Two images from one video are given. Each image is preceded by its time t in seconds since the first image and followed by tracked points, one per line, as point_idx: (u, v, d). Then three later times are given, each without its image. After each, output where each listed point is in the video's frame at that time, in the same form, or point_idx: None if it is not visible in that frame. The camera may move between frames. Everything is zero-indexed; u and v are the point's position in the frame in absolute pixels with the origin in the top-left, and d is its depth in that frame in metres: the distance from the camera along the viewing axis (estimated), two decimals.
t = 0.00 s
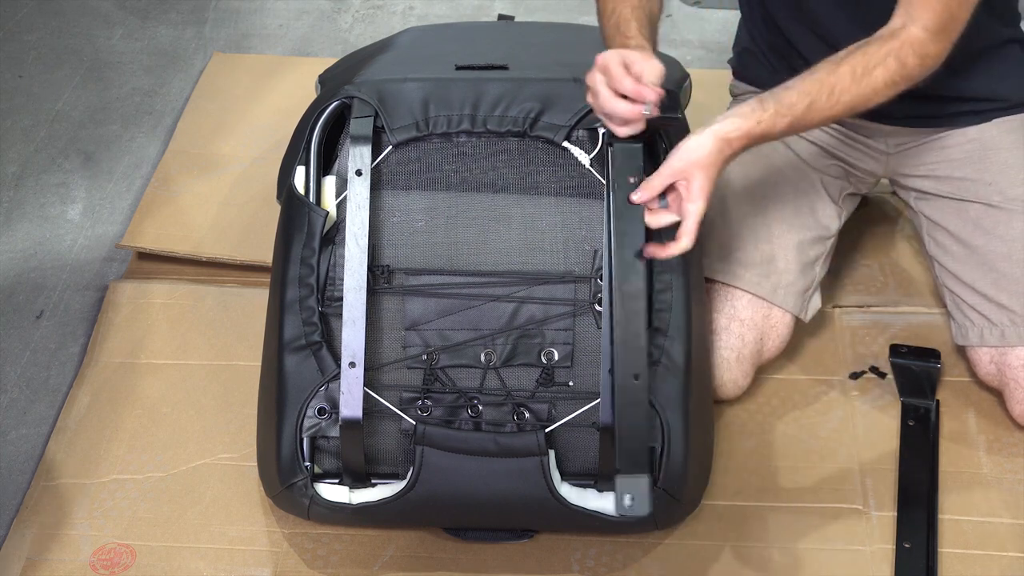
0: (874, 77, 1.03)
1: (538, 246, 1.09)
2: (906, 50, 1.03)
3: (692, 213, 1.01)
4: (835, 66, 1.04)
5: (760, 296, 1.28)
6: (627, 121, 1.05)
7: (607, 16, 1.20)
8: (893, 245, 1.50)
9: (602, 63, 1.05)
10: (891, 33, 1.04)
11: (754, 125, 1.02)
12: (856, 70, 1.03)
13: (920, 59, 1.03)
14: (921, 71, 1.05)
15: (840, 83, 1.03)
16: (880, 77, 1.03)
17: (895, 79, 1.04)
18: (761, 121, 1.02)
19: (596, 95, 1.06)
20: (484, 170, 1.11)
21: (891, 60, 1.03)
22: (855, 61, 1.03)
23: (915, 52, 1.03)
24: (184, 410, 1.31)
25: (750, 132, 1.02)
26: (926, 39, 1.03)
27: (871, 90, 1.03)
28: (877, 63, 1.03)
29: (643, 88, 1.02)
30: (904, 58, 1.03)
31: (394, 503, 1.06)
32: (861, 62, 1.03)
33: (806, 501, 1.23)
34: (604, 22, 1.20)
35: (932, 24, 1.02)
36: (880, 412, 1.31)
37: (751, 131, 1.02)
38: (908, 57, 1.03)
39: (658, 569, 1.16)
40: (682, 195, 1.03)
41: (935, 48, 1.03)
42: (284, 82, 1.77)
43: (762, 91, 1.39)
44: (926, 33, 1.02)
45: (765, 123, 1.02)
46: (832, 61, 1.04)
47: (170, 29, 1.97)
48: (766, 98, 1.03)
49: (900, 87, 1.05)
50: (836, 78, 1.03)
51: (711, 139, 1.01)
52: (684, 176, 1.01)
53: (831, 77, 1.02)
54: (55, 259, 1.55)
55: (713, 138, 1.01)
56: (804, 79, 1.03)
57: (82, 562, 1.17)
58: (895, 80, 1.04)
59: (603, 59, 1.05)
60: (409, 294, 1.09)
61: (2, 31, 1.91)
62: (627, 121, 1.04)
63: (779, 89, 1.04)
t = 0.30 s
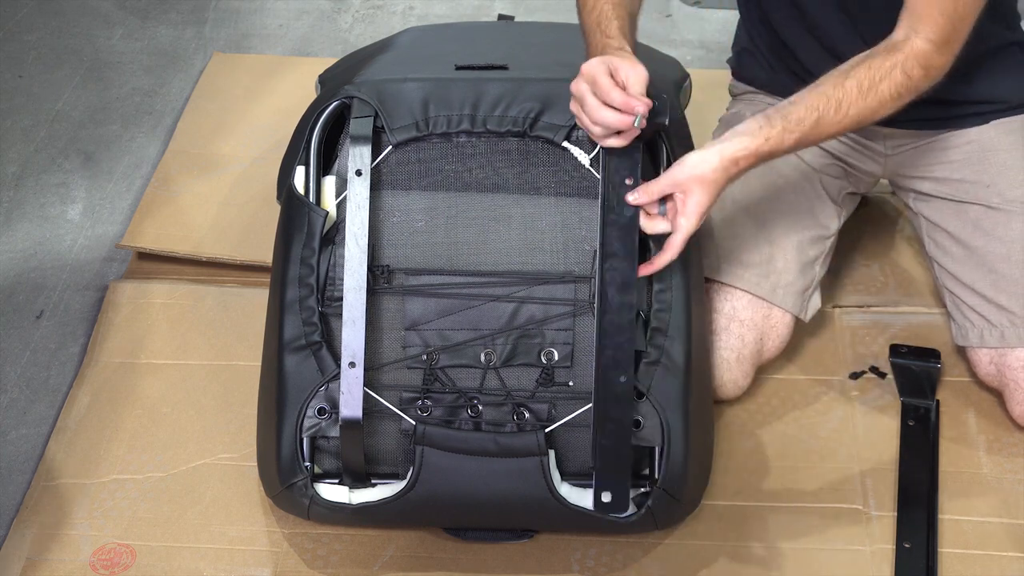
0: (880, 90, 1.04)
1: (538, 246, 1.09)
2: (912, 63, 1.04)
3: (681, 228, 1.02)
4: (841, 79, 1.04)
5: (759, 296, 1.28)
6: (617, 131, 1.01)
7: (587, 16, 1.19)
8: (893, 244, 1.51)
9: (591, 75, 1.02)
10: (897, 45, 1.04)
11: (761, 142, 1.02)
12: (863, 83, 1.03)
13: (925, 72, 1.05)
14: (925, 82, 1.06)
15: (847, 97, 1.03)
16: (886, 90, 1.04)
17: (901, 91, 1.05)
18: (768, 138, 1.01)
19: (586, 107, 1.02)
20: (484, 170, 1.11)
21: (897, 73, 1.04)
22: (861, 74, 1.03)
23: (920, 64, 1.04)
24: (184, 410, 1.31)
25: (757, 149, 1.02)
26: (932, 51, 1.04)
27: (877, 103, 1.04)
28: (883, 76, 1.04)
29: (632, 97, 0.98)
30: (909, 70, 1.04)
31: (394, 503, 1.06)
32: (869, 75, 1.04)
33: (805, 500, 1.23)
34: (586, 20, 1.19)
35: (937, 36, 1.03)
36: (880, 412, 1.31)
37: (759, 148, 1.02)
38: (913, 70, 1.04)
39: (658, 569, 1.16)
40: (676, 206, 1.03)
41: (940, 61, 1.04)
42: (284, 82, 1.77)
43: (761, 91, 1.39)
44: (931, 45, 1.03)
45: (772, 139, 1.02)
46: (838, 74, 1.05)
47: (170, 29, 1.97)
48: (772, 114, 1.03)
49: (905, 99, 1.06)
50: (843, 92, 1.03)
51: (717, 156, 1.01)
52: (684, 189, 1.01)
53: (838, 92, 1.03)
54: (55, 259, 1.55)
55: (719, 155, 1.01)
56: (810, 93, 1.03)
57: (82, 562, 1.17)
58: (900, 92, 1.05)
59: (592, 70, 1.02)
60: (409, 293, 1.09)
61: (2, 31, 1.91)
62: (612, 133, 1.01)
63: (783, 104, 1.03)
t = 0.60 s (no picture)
0: (886, 99, 1.00)
1: (538, 246, 1.10)
2: (919, 70, 1.00)
3: (670, 240, 1.03)
4: (847, 93, 1.03)
5: (759, 296, 1.28)
6: (605, 133, 1.03)
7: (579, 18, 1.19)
8: (893, 245, 1.51)
9: (573, 81, 1.04)
10: (903, 54, 1.01)
11: (766, 159, 1.03)
12: (866, 94, 1.01)
13: (936, 78, 1.00)
14: (937, 90, 1.01)
15: (853, 111, 1.01)
16: (893, 99, 1.00)
17: (910, 100, 1.00)
18: (773, 155, 1.02)
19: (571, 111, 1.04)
20: (484, 170, 1.11)
21: (904, 81, 1.00)
22: (866, 86, 1.01)
23: (928, 71, 1.00)
24: (184, 410, 1.31)
25: (762, 167, 1.02)
26: (939, 58, 0.99)
27: (885, 114, 1.01)
28: (889, 85, 1.00)
29: (615, 99, 1.00)
30: (917, 78, 1.00)
31: (394, 503, 1.06)
32: (872, 86, 1.01)
33: (805, 500, 1.23)
34: (578, 21, 1.19)
35: (944, 42, 0.99)
36: (880, 412, 1.31)
37: (764, 165, 1.02)
38: (922, 78, 1.00)
39: (658, 569, 1.16)
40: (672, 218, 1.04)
41: (950, 66, 1.00)
42: (284, 82, 1.77)
43: (761, 92, 1.39)
44: (938, 51, 0.99)
45: (777, 157, 1.02)
46: (845, 90, 1.04)
47: (170, 29, 1.97)
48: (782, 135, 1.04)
49: (916, 108, 1.02)
50: (849, 105, 1.02)
51: (717, 173, 1.02)
52: (678, 200, 1.03)
53: (843, 106, 1.02)
54: (55, 259, 1.55)
55: (719, 172, 1.02)
56: (817, 112, 1.03)
57: (82, 562, 1.17)
58: (909, 101, 1.01)
59: (572, 76, 1.04)
60: (409, 293, 1.09)
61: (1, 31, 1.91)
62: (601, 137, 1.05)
63: (794, 123, 1.04)
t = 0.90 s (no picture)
0: (881, 114, 0.99)
1: (538, 246, 1.10)
2: (917, 85, 0.98)
3: (657, 245, 1.05)
4: (846, 106, 1.02)
5: (759, 296, 1.28)
6: (615, 134, 1.03)
7: (581, 16, 1.19)
8: (893, 245, 1.51)
9: (584, 81, 1.03)
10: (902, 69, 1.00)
11: (759, 171, 1.04)
12: (862, 108, 1.00)
13: (934, 94, 0.98)
14: (935, 105, 0.99)
15: (849, 125, 1.01)
16: (889, 114, 0.99)
17: (906, 116, 0.99)
18: (765, 166, 1.03)
19: (582, 112, 1.04)
20: (483, 169, 1.11)
21: (900, 96, 0.99)
22: (863, 99, 1.01)
23: (926, 86, 0.98)
24: (184, 410, 1.31)
25: (755, 179, 1.03)
26: (937, 73, 0.97)
27: (880, 128, 0.99)
28: (884, 99, 0.99)
29: (629, 101, 1.00)
30: (914, 92, 0.98)
31: (394, 503, 1.06)
32: (868, 100, 1.00)
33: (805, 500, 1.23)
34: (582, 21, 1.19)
35: (942, 56, 0.97)
36: (880, 412, 1.31)
37: (756, 177, 1.04)
38: (919, 93, 0.98)
39: (658, 570, 1.16)
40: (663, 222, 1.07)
41: (950, 82, 0.98)
42: (284, 82, 1.77)
43: (760, 92, 1.39)
44: (936, 66, 0.97)
45: (771, 169, 1.03)
46: (843, 104, 1.03)
47: (170, 29, 1.97)
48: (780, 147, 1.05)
49: (914, 123, 1.00)
50: (844, 118, 1.01)
51: (710, 184, 1.04)
52: (671, 206, 1.05)
53: (839, 119, 1.01)
54: (55, 259, 1.55)
55: (710, 182, 1.04)
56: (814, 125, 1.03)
57: (82, 562, 1.17)
58: (905, 117, 0.99)
59: (584, 77, 1.03)
60: (409, 293, 1.09)
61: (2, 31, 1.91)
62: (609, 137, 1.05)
63: (793, 136, 1.05)
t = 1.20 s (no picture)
0: (885, 133, 0.99)
1: (538, 246, 1.10)
2: (919, 105, 0.98)
3: (654, 257, 1.04)
4: (846, 123, 1.01)
5: (758, 297, 1.28)
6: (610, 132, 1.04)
7: (569, 14, 1.19)
8: (892, 244, 1.51)
9: (580, 78, 1.03)
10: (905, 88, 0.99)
11: (761, 190, 1.03)
12: (865, 129, 0.99)
13: (937, 113, 0.98)
14: (938, 124, 0.99)
15: (850, 144, 1.00)
16: (892, 134, 0.99)
17: (909, 135, 0.99)
18: (767, 186, 1.02)
19: (578, 110, 1.04)
20: (483, 169, 1.11)
21: (903, 116, 0.99)
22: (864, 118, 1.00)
23: (929, 106, 0.98)
24: (184, 410, 1.31)
25: (753, 196, 1.03)
26: (940, 92, 0.98)
27: (883, 148, 1.00)
28: (888, 119, 0.99)
29: (627, 100, 1.00)
30: (917, 112, 0.98)
31: (394, 503, 1.06)
32: (871, 121, 0.99)
33: (805, 500, 1.23)
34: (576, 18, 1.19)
35: (945, 76, 0.97)
36: (880, 413, 1.31)
37: (758, 195, 1.03)
38: (921, 112, 0.98)
39: (658, 570, 1.16)
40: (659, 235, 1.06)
41: (953, 101, 0.98)
42: (283, 82, 1.77)
43: (758, 93, 1.39)
44: (939, 86, 0.97)
45: (772, 187, 1.02)
46: (843, 121, 1.02)
47: (170, 29, 1.97)
48: (776, 162, 1.03)
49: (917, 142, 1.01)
50: (846, 137, 1.00)
51: (710, 200, 1.03)
52: (669, 221, 1.04)
53: (839, 138, 1.00)
54: (55, 259, 1.55)
55: (711, 199, 1.03)
56: (812, 142, 1.02)
57: (82, 562, 1.17)
58: (909, 136, 0.99)
59: (580, 74, 1.03)
60: (409, 294, 1.09)
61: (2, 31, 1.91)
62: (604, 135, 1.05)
63: (792, 151, 1.03)
